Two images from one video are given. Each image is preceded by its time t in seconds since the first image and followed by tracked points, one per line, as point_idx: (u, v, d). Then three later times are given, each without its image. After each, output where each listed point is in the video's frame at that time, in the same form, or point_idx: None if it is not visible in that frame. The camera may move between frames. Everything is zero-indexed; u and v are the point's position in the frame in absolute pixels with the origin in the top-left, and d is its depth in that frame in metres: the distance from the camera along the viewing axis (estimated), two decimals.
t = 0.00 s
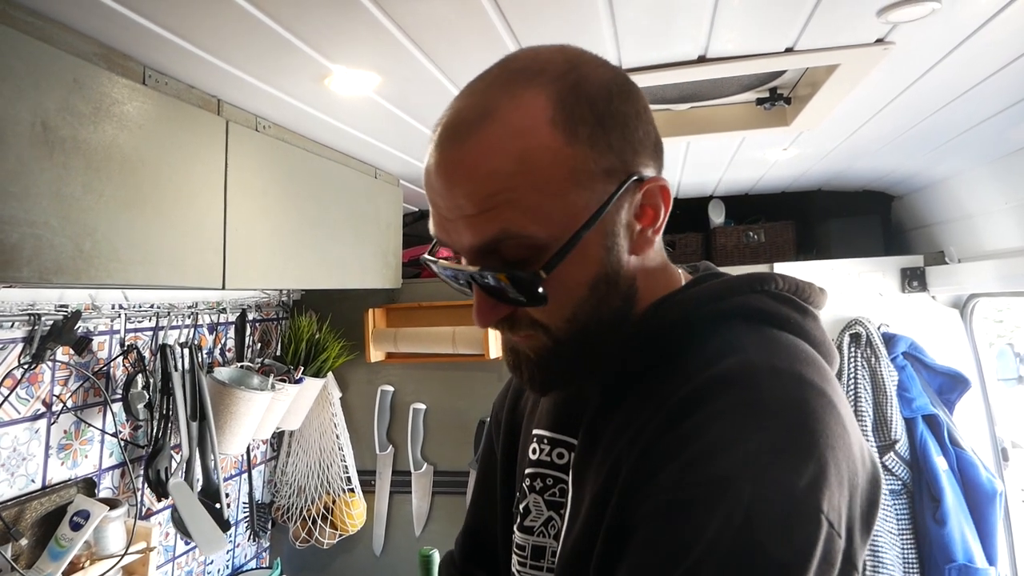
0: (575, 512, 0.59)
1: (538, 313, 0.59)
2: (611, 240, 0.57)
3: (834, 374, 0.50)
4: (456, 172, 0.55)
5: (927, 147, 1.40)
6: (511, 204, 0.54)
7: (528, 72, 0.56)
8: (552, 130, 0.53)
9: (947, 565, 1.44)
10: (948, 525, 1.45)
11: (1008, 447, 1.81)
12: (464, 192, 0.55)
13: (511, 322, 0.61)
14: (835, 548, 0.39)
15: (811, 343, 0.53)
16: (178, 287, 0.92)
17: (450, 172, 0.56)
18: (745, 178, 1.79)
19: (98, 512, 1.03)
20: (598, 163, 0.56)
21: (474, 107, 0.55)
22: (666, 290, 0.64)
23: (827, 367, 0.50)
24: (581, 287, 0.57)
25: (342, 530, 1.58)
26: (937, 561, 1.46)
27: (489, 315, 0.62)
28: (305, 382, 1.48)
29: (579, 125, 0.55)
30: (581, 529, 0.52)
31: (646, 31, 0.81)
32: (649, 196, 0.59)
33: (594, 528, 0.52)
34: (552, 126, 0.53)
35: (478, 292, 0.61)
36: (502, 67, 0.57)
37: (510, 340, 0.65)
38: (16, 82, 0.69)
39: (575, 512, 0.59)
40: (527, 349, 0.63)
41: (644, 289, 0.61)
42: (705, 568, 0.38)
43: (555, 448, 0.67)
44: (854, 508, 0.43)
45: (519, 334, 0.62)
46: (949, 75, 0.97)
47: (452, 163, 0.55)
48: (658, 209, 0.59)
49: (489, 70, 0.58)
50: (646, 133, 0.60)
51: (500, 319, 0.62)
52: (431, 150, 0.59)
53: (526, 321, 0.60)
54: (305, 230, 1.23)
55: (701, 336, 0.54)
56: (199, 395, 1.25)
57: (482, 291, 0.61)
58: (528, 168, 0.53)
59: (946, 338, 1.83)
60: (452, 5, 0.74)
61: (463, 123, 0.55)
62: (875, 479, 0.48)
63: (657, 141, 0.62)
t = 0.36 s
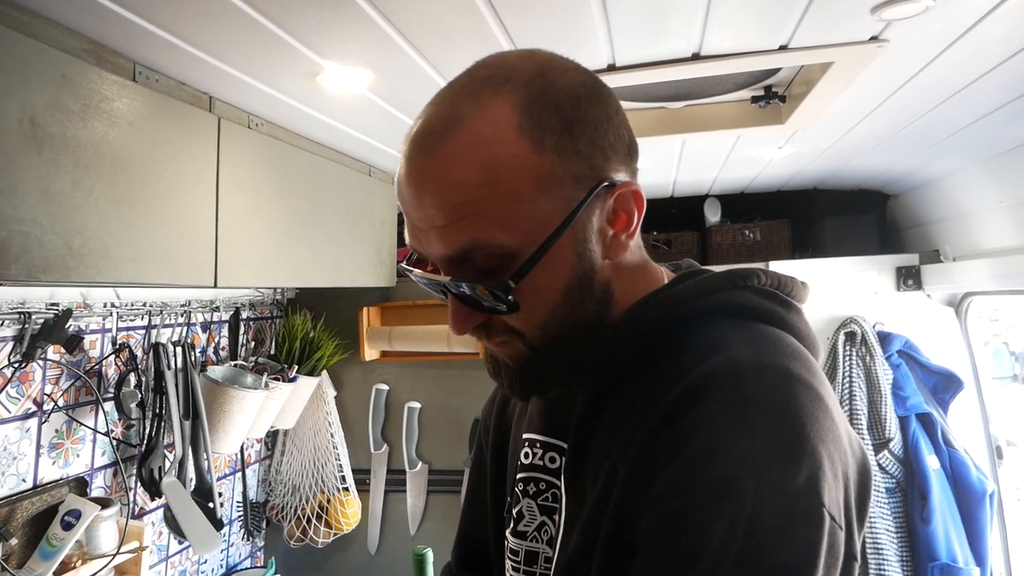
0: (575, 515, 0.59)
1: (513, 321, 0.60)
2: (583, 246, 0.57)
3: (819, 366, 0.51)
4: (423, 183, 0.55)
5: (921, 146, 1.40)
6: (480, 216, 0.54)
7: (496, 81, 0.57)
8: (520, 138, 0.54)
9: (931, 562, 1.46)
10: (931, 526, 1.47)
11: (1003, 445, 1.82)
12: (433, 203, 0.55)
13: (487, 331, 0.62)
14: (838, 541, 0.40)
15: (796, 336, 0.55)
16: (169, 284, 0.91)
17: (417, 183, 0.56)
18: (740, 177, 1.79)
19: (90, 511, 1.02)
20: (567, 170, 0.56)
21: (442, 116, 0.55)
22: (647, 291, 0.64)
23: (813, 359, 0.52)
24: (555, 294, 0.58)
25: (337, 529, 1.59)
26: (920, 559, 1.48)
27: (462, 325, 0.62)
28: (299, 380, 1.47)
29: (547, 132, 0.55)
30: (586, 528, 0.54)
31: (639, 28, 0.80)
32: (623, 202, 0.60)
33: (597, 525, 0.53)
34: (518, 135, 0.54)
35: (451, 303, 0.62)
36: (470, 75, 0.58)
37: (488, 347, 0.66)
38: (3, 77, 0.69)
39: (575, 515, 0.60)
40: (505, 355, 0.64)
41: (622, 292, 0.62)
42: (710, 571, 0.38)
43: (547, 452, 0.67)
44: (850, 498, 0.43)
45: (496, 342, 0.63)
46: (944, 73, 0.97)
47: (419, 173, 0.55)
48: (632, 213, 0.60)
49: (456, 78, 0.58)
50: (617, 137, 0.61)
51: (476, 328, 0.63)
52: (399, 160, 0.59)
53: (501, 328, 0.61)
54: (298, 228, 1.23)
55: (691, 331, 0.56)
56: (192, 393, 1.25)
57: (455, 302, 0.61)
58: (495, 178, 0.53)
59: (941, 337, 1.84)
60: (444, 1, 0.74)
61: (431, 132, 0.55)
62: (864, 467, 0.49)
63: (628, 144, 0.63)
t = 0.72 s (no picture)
0: (568, 509, 0.60)
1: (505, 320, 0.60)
2: (572, 244, 0.58)
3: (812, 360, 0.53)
4: (410, 187, 0.56)
5: (917, 140, 1.41)
6: (467, 219, 0.54)
7: (478, 82, 0.57)
8: (504, 139, 0.55)
9: (925, 557, 1.47)
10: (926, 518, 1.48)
11: (998, 439, 1.83)
12: (420, 207, 0.56)
13: (479, 331, 0.63)
14: (828, 538, 0.40)
15: (789, 330, 0.56)
16: (163, 279, 0.91)
17: (404, 187, 0.56)
18: (736, 172, 1.79)
19: (87, 506, 1.02)
20: (554, 170, 0.57)
21: (426, 119, 0.56)
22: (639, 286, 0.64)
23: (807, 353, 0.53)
24: (545, 293, 0.58)
25: (334, 524, 1.60)
26: (916, 553, 1.49)
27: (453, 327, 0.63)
28: (295, 376, 1.47)
29: (531, 131, 0.56)
30: (579, 525, 0.54)
31: (636, 22, 0.80)
32: (611, 199, 0.60)
33: (590, 521, 0.54)
34: (502, 136, 0.55)
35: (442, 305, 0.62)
36: (452, 77, 0.58)
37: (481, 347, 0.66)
38: None
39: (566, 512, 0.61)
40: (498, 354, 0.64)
41: (613, 289, 0.63)
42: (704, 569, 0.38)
43: (545, 446, 0.68)
44: (842, 490, 0.44)
45: (488, 341, 0.64)
46: (940, 67, 0.97)
47: (405, 177, 0.56)
48: (621, 210, 0.60)
49: (440, 80, 0.59)
50: (602, 133, 0.61)
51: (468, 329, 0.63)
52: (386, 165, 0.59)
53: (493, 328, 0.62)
54: (294, 224, 1.22)
55: (685, 328, 0.56)
56: (188, 388, 1.24)
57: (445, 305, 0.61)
58: (481, 180, 0.54)
59: (936, 331, 1.84)
60: None
61: (415, 136, 0.56)
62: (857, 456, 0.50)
63: (614, 139, 0.64)
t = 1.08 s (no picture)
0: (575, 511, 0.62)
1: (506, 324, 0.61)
2: (570, 248, 0.58)
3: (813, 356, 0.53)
4: (407, 198, 0.56)
5: (918, 139, 1.41)
6: (464, 230, 0.55)
7: (472, 90, 0.58)
8: (498, 147, 0.55)
9: (929, 556, 1.47)
10: (930, 517, 1.48)
11: (999, 438, 1.84)
12: (417, 218, 0.56)
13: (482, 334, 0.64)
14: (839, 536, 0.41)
15: (791, 325, 0.57)
16: (167, 278, 0.91)
17: (401, 199, 0.57)
18: (737, 171, 1.80)
19: (91, 504, 1.03)
20: (548, 176, 0.57)
21: (421, 129, 0.57)
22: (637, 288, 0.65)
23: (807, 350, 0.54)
24: (544, 297, 0.59)
25: (336, 523, 1.60)
26: (919, 553, 1.49)
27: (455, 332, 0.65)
28: (297, 374, 1.48)
29: (524, 139, 0.56)
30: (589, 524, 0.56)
31: (637, 22, 0.81)
32: (609, 201, 0.60)
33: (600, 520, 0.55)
34: (496, 144, 0.55)
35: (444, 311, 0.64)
36: (446, 85, 0.59)
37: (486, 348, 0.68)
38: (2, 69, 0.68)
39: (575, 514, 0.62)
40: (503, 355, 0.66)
41: (614, 289, 0.63)
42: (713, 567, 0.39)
43: (552, 447, 0.70)
44: (847, 487, 0.45)
45: (492, 343, 0.65)
46: (942, 66, 0.97)
47: (402, 189, 0.57)
48: (619, 211, 0.60)
49: (433, 90, 0.60)
50: (597, 137, 0.62)
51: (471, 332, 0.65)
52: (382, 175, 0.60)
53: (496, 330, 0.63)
54: (296, 223, 1.23)
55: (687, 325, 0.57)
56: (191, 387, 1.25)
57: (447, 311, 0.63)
58: (476, 189, 0.55)
59: (937, 330, 1.85)
60: None
61: (411, 146, 0.56)
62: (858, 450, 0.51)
63: (610, 143, 0.64)
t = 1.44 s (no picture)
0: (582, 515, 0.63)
1: (507, 331, 0.61)
2: (572, 253, 0.58)
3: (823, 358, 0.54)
4: (404, 203, 0.56)
5: (922, 139, 1.41)
6: (464, 237, 0.55)
7: (469, 91, 0.57)
8: (497, 149, 0.55)
9: (931, 557, 1.47)
10: (931, 518, 1.48)
11: (1002, 440, 1.84)
12: (415, 224, 0.56)
13: (482, 341, 0.64)
14: (854, 544, 0.42)
15: (801, 328, 0.58)
16: (170, 275, 0.91)
17: (397, 203, 0.57)
18: (740, 171, 1.79)
19: (92, 501, 1.03)
20: (549, 181, 0.57)
21: (417, 130, 0.56)
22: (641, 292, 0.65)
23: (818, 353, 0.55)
24: (546, 303, 0.59)
25: (337, 521, 1.60)
26: (920, 554, 1.49)
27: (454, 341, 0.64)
28: (299, 372, 1.48)
29: (525, 142, 0.56)
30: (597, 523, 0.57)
31: (641, 19, 0.80)
32: (612, 205, 0.60)
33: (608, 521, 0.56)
34: (496, 148, 0.55)
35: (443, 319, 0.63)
36: (443, 86, 0.59)
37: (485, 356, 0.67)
38: (5, 64, 0.68)
39: (581, 513, 0.63)
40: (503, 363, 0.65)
41: (614, 295, 0.63)
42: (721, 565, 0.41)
43: (556, 453, 0.71)
44: (860, 490, 0.46)
45: (492, 351, 0.65)
46: (947, 66, 0.97)
47: (399, 193, 0.56)
48: (622, 216, 0.60)
49: (432, 91, 0.59)
50: (600, 140, 0.61)
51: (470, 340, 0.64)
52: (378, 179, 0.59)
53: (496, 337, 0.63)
54: (299, 221, 1.23)
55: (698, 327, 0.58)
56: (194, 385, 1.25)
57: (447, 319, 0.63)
58: (474, 194, 0.54)
59: (940, 331, 1.84)
60: None
61: (407, 148, 0.56)
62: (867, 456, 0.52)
63: (614, 145, 0.63)
